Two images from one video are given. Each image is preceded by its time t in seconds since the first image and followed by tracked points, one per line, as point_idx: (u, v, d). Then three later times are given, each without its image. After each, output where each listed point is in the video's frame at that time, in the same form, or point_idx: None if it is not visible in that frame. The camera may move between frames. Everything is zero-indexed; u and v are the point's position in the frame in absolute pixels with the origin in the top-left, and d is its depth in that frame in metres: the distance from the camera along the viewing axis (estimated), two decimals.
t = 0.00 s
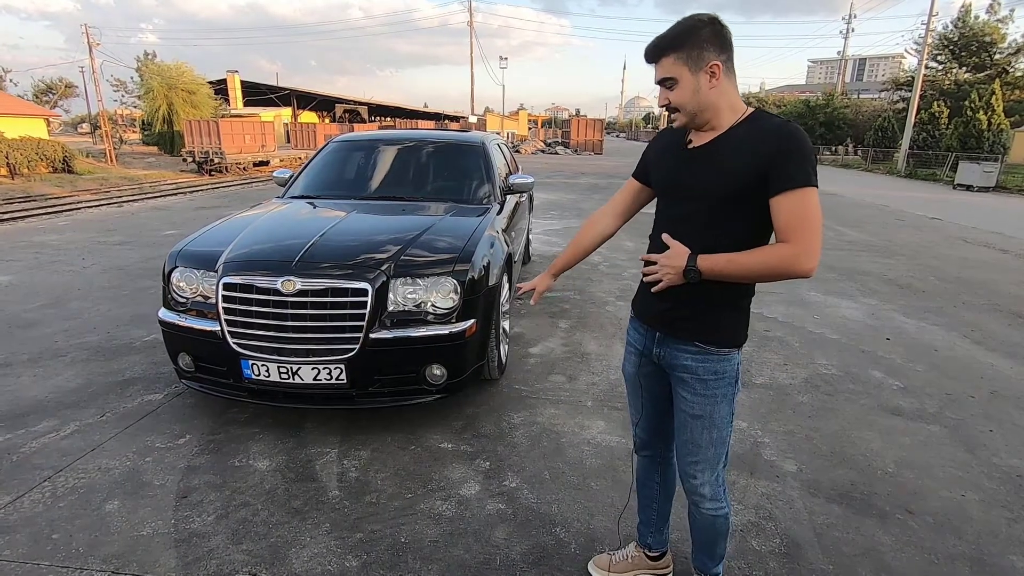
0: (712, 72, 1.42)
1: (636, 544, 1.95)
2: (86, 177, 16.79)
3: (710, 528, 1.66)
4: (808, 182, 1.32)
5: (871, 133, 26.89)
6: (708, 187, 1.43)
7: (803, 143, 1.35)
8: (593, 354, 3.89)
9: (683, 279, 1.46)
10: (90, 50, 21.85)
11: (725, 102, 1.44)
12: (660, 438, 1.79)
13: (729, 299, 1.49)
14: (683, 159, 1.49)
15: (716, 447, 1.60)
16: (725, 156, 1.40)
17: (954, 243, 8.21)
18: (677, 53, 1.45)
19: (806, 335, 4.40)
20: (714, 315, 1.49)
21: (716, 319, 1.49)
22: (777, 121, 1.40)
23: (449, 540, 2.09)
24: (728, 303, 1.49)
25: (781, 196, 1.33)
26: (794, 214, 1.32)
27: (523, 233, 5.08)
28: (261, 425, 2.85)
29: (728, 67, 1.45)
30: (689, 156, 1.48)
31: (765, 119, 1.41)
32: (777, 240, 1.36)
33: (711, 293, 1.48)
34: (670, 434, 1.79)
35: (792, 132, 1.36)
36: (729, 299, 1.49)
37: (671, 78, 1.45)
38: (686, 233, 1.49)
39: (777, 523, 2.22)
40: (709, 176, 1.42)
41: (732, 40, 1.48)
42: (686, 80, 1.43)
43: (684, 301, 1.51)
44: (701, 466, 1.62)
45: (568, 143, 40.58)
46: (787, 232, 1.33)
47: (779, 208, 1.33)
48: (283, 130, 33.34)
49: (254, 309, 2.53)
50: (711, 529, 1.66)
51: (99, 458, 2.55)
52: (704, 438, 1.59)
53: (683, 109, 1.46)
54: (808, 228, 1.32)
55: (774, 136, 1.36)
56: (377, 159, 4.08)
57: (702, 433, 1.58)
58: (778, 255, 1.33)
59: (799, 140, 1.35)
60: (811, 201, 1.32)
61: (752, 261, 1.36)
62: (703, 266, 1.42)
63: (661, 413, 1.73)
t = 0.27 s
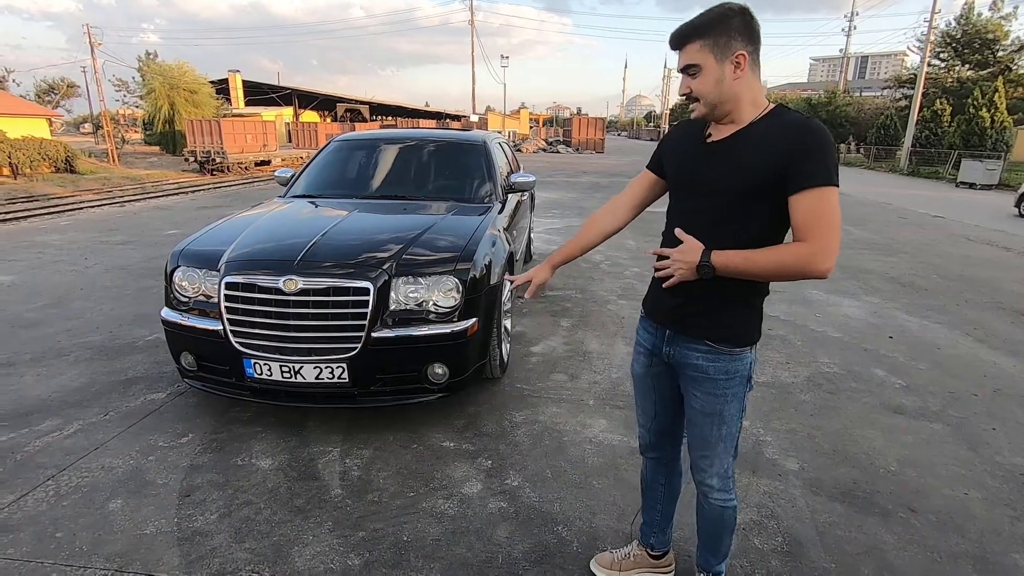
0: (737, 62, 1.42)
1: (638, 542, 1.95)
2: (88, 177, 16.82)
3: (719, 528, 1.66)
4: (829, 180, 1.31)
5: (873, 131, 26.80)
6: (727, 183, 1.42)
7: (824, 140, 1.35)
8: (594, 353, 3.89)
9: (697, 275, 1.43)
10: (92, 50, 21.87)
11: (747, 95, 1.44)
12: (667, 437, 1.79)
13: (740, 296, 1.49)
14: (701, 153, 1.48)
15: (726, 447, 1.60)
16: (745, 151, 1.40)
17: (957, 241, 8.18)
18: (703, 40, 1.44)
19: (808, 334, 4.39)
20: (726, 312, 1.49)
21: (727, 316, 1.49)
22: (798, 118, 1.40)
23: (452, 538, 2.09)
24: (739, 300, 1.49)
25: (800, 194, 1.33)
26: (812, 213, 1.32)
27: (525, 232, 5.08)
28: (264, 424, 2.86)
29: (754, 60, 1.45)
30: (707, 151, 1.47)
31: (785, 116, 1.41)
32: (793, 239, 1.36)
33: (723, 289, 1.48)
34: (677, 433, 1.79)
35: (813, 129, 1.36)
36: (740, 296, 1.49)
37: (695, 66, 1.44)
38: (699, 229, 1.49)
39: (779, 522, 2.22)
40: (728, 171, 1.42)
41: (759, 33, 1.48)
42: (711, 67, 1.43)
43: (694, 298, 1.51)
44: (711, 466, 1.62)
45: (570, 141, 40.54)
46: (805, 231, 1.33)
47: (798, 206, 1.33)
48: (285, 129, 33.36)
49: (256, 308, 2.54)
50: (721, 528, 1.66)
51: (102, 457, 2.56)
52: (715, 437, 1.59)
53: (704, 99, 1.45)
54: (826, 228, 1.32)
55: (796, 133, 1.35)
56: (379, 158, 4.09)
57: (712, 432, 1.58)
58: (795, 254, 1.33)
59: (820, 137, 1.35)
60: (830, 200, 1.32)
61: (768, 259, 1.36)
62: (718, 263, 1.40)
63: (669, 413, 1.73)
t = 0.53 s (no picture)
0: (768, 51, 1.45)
1: (640, 538, 1.95)
2: (91, 176, 16.86)
3: (732, 523, 1.67)
4: (842, 175, 1.30)
5: (876, 127, 26.70)
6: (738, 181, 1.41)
7: (837, 135, 1.33)
8: (597, 350, 3.89)
9: (709, 274, 1.43)
10: (94, 49, 21.90)
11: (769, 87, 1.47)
12: (677, 436, 1.79)
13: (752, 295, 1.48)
14: (711, 153, 1.48)
15: (739, 445, 1.61)
16: (756, 149, 1.39)
17: (960, 238, 8.14)
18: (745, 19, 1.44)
19: (810, 331, 4.38)
20: (738, 311, 1.49)
21: (738, 315, 1.49)
22: (809, 113, 1.38)
23: (454, 535, 2.09)
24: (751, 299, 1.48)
25: (814, 189, 1.31)
26: (827, 208, 1.30)
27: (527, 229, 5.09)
28: (267, 421, 2.86)
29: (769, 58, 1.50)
30: (717, 149, 1.46)
31: (797, 112, 1.40)
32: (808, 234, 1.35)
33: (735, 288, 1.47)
34: (686, 431, 1.79)
35: (825, 124, 1.34)
36: (747, 295, 1.48)
37: (744, 38, 1.42)
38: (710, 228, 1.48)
39: (781, 519, 2.22)
40: (738, 169, 1.41)
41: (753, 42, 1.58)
42: (758, 43, 1.42)
43: (704, 297, 1.51)
44: (723, 464, 1.63)
45: (572, 139, 40.47)
46: (819, 226, 1.31)
47: (811, 201, 1.32)
48: (287, 127, 33.38)
49: (258, 306, 2.54)
50: (732, 524, 1.67)
51: (106, 454, 2.57)
52: (728, 436, 1.59)
53: (749, 73, 1.42)
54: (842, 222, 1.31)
55: (807, 129, 1.34)
56: (381, 156, 4.08)
57: (725, 431, 1.59)
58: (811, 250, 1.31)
59: (832, 131, 1.33)
60: (844, 195, 1.30)
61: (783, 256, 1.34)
62: (731, 260, 1.39)
63: (679, 412, 1.73)
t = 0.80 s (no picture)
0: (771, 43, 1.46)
1: (643, 534, 1.95)
2: (94, 173, 16.91)
3: (738, 520, 1.67)
4: (855, 165, 1.29)
5: (880, 122, 26.55)
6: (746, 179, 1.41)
7: (846, 126, 1.33)
8: (599, 346, 3.89)
9: (728, 273, 1.42)
10: (96, 46, 21.94)
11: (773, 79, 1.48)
12: (684, 434, 1.79)
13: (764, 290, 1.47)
14: (715, 149, 1.47)
15: (750, 442, 1.60)
16: (762, 145, 1.38)
17: (964, 233, 8.10)
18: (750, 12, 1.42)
19: (814, 326, 4.37)
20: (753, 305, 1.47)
21: (750, 312, 1.48)
22: (815, 105, 1.38)
23: (457, 530, 2.10)
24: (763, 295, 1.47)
25: (828, 181, 1.30)
26: (845, 201, 1.30)
27: (530, 225, 5.08)
28: (270, 417, 2.87)
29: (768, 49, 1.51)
30: (722, 146, 1.46)
31: (802, 105, 1.40)
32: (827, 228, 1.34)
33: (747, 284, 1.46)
34: (692, 430, 1.79)
35: (833, 116, 1.34)
36: (756, 292, 1.47)
37: (751, 32, 1.40)
38: (718, 225, 1.47)
39: (784, 514, 2.22)
40: (745, 166, 1.40)
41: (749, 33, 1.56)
42: (764, 37, 1.41)
43: (719, 295, 1.50)
44: (734, 461, 1.63)
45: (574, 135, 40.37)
46: (839, 218, 1.31)
47: (826, 194, 1.31)
48: (289, 124, 33.39)
49: (262, 302, 2.55)
50: (738, 521, 1.68)
51: (111, 449, 2.58)
52: (740, 433, 1.59)
53: (760, 66, 1.40)
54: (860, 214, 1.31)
55: (815, 122, 1.33)
56: (383, 152, 4.08)
57: (738, 428, 1.59)
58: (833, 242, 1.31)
59: (840, 122, 1.33)
60: (858, 185, 1.30)
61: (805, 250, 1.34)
62: (751, 258, 1.39)
63: (687, 410, 1.73)
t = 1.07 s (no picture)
0: (775, 38, 1.41)
1: (648, 529, 1.96)
2: (99, 169, 16.97)
3: (743, 515, 1.68)
4: (863, 164, 1.30)
5: (887, 116, 26.36)
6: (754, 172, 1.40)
7: (854, 123, 1.33)
8: (603, 341, 3.89)
9: (733, 268, 1.42)
10: (100, 42, 21.96)
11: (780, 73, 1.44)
12: (688, 430, 1.79)
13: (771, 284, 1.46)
14: (722, 142, 1.46)
15: (755, 436, 1.61)
16: (770, 140, 1.37)
17: (972, 228, 8.04)
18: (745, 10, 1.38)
19: (819, 322, 4.36)
20: (759, 300, 1.47)
21: (756, 306, 1.47)
22: (824, 100, 1.37)
23: (462, 525, 2.11)
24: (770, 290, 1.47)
25: (836, 179, 1.31)
26: (852, 199, 1.30)
27: (534, 220, 5.07)
28: (276, 412, 2.89)
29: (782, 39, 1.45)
30: (729, 139, 1.44)
31: (810, 100, 1.39)
32: (833, 226, 1.35)
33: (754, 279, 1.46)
34: (696, 425, 1.79)
35: (842, 112, 1.33)
36: (760, 287, 1.46)
37: (739, 34, 1.38)
38: (723, 217, 1.47)
39: (789, 509, 2.22)
40: (753, 160, 1.39)
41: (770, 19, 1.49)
42: (754, 39, 1.38)
43: (726, 290, 1.49)
44: (738, 456, 1.63)
45: (578, 130, 40.25)
46: (847, 217, 1.32)
47: (834, 191, 1.31)
48: (293, 120, 33.40)
49: (267, 298, 2.55)
50: (743, 516, 1.68)
51: (118, 444, 2.60)
52: (745, 428, 1.59)
53: (748, 68, 1.39)
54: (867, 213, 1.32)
55: (824, 117, 1.33)
56: (387, 148, 4.08)
57: (743, 423, 1.59)
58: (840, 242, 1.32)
59: (849, 120, 1.32)
60: (865, 184, 1.31)
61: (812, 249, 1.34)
62: (758, 255, 1.38)
63: (692, 405, 1.73)
